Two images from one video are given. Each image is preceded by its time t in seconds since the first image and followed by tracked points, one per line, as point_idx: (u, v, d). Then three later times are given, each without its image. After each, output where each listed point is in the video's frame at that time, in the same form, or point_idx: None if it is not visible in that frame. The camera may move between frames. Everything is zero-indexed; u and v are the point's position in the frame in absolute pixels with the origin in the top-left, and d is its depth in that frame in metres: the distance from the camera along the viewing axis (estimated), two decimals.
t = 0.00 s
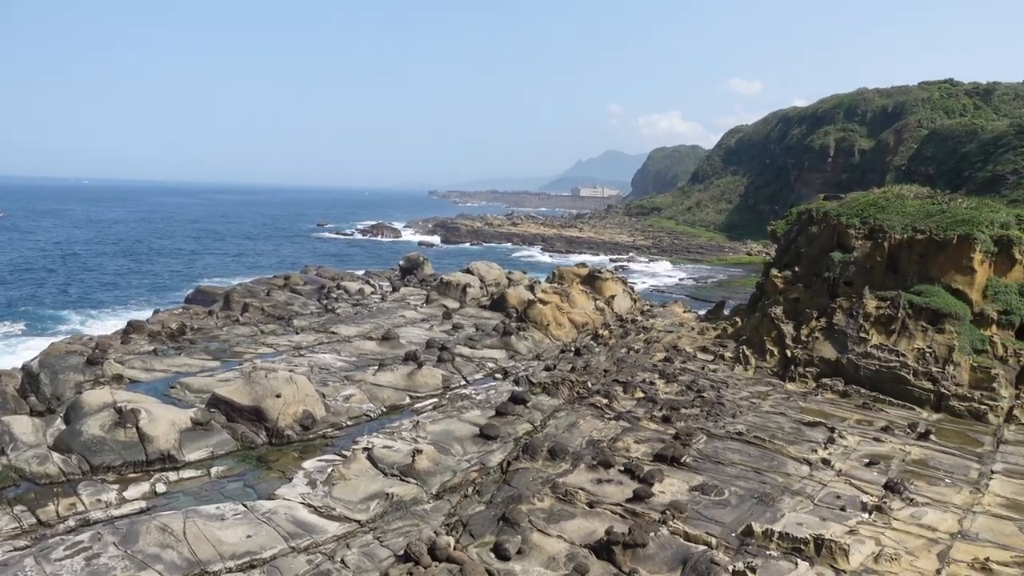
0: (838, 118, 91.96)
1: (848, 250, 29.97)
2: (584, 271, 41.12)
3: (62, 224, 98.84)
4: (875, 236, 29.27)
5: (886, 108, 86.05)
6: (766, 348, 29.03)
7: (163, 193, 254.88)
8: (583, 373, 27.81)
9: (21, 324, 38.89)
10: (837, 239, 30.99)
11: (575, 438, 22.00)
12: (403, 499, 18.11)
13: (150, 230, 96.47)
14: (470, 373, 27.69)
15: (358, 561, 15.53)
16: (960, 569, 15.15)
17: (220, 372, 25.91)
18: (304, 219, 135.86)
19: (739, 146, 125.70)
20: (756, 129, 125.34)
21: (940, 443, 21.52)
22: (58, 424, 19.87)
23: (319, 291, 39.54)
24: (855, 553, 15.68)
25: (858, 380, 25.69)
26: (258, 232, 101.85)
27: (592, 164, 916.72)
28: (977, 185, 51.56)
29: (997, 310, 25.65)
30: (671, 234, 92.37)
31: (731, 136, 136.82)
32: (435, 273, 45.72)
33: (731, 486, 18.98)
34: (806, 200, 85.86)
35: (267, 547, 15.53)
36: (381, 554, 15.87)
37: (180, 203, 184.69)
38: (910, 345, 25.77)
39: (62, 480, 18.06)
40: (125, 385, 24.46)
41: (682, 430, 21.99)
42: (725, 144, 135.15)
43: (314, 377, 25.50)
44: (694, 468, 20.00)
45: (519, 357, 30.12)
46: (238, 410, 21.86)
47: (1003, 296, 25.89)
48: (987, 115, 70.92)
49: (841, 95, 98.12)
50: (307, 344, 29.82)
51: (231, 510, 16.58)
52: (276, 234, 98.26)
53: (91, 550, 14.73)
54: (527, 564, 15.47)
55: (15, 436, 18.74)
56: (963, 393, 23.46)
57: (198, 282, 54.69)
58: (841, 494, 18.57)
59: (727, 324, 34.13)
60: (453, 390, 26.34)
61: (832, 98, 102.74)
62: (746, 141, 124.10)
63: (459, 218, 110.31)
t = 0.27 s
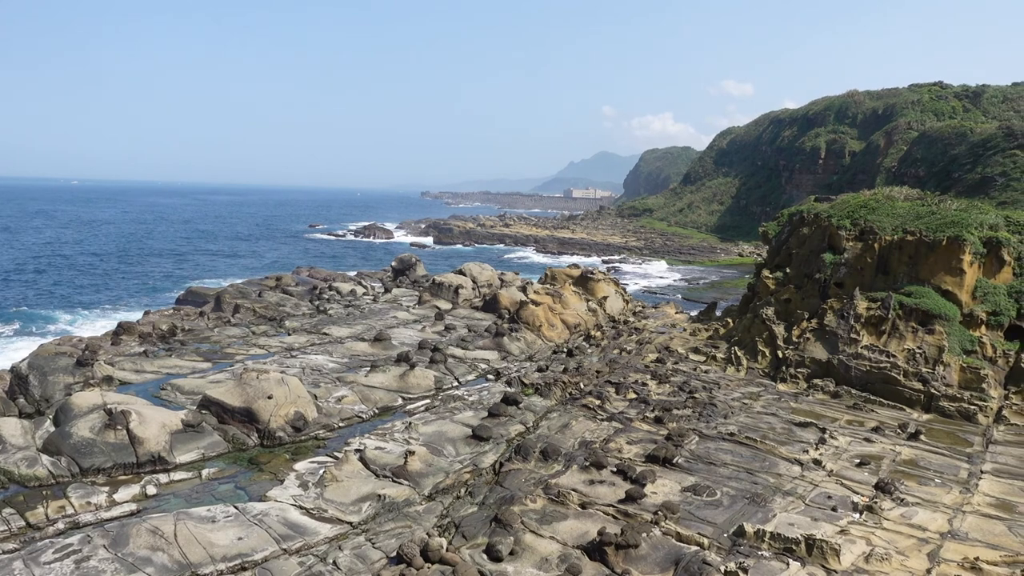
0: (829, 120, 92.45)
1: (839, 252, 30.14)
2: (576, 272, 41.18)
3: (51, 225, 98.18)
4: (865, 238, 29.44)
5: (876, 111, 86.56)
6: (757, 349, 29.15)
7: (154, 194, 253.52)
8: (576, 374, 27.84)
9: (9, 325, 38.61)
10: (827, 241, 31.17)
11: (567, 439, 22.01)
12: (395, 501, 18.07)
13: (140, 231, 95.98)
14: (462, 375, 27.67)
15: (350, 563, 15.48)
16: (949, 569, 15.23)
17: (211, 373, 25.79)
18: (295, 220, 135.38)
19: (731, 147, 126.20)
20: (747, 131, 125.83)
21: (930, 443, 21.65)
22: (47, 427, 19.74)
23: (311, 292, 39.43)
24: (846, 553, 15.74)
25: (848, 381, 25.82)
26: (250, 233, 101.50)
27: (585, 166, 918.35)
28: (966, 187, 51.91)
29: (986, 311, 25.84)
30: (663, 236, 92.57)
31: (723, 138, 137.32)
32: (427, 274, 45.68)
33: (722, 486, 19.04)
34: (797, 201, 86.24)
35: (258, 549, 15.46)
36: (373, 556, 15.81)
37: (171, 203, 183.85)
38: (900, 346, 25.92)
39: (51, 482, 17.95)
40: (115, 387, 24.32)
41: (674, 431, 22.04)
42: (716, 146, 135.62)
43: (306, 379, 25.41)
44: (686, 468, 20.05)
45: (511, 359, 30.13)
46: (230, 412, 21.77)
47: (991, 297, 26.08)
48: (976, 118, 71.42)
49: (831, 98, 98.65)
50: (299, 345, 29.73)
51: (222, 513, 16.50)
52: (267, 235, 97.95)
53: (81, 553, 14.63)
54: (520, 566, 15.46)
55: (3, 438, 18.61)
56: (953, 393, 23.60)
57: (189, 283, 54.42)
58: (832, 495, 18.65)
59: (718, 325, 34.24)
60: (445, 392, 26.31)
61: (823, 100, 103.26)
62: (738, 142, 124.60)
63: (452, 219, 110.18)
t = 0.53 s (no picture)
0: (824, 122, 92.77)
1: (833, 254, 30.24)
2: (572, 274, 41.19)
3: (46, 228, 97.84)
4: (860, 240, 29.55)
5: (871, 114, 86.89)
6: (753, 351, 29.21)
7: (149, 197, 252.92)
8: (572, 376, 27.84)
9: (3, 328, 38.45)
10: (822, 244, 31.27)
11: (564, 441, 22.01)
12: (391, 504, 18.03)
13: (135, 233, 95.69)
14: (458, 377, 27.65)
15: (346, 566, 15.44)
16: (945, 570, 15.26)
17: (207, 377, 25.71)
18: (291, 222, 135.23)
19: (726, 150, 126.55)
20: (742, 134, 126.19)
21: (926, 445, 21.70)
22: (42, 430, 19.67)
23: (307, 295, 39.36)
24: (842, 555, 15.77)
25: (844, 383, 25.88)
26: (245, 235, 101.30)
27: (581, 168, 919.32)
28: (960, 189, 52.13)
29: (981, 313, 25.94)
30: (658, 238, 92.70)
31: (718, 141, 137.67)
32: (423, 276, 45.66)
33: (719, 488, 19.05)
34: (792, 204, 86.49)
35: (254, 553, 15.41)
36: (370, 559, 15.77)
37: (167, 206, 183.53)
38: (895, 347, 25.98)
39: (45, 486, 17.88)
40: (109, 391, 24.24)
41: (670, 434, 22.05)
42: (712, 148, 135.97)
43: (302, 382, 25.35)
44: (682, 471, 20.06)
45: (507, 361, 30.12)
46: (225, 415, 21.73)
47: (986, 299, 26.19)
48: (970, 120, 71.74)
49: (826, 100, 99.00)
50: (295, 348, 29.67)
51: (217, 516, 16.45)
52: (263, 238, 97.75)
53: (75, 557, 14.57)
54: (516, 569, 15.43)
55: None
56: (948, 395, 23.68)
57: (184, 286, 54.27)
58: (828, 496, 18.69)
59: (714, 327, 34.28)
60: (441, 394, 26.28)
61: (817, 103, 103.62)
62: (733, 145, 124.95)
63: (448, 221, 110.18)
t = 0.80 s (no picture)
0: (825, 123, 92.70)
1: (834, 255, 30.24)
2: (572, 274, 41.18)
3: (47, 229, 97.88)
4: (861, 241, 29.54)
5: (871, 114, 86.87)
6: (753, 352, 29.19)
7: (150, 197, 253.03)
8: (573, 376, 27.84)
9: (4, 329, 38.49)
10: (823, 244, 31.27)
11: (564, 442, 22.00)
12: (392, 504, 18.03)
13: (136, 233, 95.80)
14: (459, 378, 27.65)
15: (346, 567, 15.44)
16: (947, 571, 15.25)
17: (208, 377, 25.72)
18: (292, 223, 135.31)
19: (727, 150, 126.57)
20: (743, 134, 126.17)
21: (927, 445, 21.68)
22: (43, 430, 19.69)
23: (308, 295, 39.37)
24: (843, 556, 15.75)
25: (845, 383, 25.86)
26: (246, 236, 101.32)
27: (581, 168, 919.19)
28: (961, 190, 52.09)
29: (982, 314, 25.92)
30: (659, 238, 92.68)
31: (719, 141, 137.67)
32: (424, 276, 45.67)
33: (719, 489, 19.05)
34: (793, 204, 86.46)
35: (255, 553, 15.42)
36: (370, 560, 15.76)
37: (168, 206, 183.67)
38: (896, 348, 25.95)
39: (46, 486, 17.89)
40: (110, 391, 24.25)
41: (671, 434, 22.05)
42: (713, 148, 135.97)
43: (302, 382, 25.36)
44: (683, 471, 20.06)
45: (508, 362, 30.11)
46: (226, 415, 21.74)
47: (987, 300, 26.17)
48: (971, 121, 71.67)
49: (827, 101, 98.96)
50: (295, 348, 29.68)
51: (218, 517, 16.46)
52: (264, 239, 97.76)
53: (76, 557, 14.57)
54: (517, 569, 15.43)
55: None
56: (949, 396, 23.65)
57: (185, 286, 54.30)
58: (829, 497, 18.68)
59: (715, 327, 34.26)
60: (442, 395, 26.28)
61: (818, 103, 103.61)
62: (734, 145, 124.95)
63: (448, 222, 110.21)
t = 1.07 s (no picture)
0: (824, 124, 92.73)
1: (834, 256, 30.27)
2: (572, 275, 41.21)
3: (46, 230, 97.84)
4: (860, 242, 29.56)
5: (870, 115, 86.98)
6: (753, 353, 29.19)
7: (150, 198, 252.92)
8: (573, 378, 27.85)
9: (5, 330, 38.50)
10: (823, 245, 31.29)
11: (564, 443, 21.99)
12: (391, 505, 18.02)
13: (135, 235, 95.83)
14: (459, 379, 27.66)
15: (346, 568, 15.42)
16: (946, 572, 15.25)
17: (207, 378, 25.73)
18: (292, 224, 135.30)
19: (726, 151, 126.70)
20: (742, 135, 126.30)
21: (926, 446, 21.69)
22: (42, 432, 19.68)
23: (307, 296, 39.36)
24: (843, 556, 15.75)
25: (844, 384, 25.87)
26: (246, 237, 101.33)
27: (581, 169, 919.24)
28: (960, 191, 52.16)
29: (981, 315, 25.94)
30: (659, 239, 92.72)
31: (718, 142, 137.84)
32: (424, 277, 45.71)
33: (719, 490, 19.04)
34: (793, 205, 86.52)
35: (254, 554, 15.40)
36: (370, 561, 15.74)
37: (168, 207, 183.64)
38: (895, 349, 25.96)
39: (46, 488, 17.87)
40: (110, 392, 24.26)
41: (671, 435, 22.05)
42: (712, 149, 136.08)
43: (302, 383, 25.36)
44: (683, 472, 20.05)
45: (508, 363, 30.12)
46: (226, 417, 21.72)
47: (986, 300, 26.19)
48: (970, 122, 71.78)
49: (826, 102, 99.10)
50: (295, 349, 29.68)
51: (218, 518, 16.46)
52: (263, 240, 97.74)
53: (76, 559, 14.56)
54: (516, 570, 15.42)
55: None
56: (948, 397, 23.66)
57: (185, 288, 54.29)
58: (828, 498, 18.68)
59: (714, 328, 34.29)
60: (441, 396, 26.28)
61: (817, 104, 103.70)
62: (733, 146, 125.08)
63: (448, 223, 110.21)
